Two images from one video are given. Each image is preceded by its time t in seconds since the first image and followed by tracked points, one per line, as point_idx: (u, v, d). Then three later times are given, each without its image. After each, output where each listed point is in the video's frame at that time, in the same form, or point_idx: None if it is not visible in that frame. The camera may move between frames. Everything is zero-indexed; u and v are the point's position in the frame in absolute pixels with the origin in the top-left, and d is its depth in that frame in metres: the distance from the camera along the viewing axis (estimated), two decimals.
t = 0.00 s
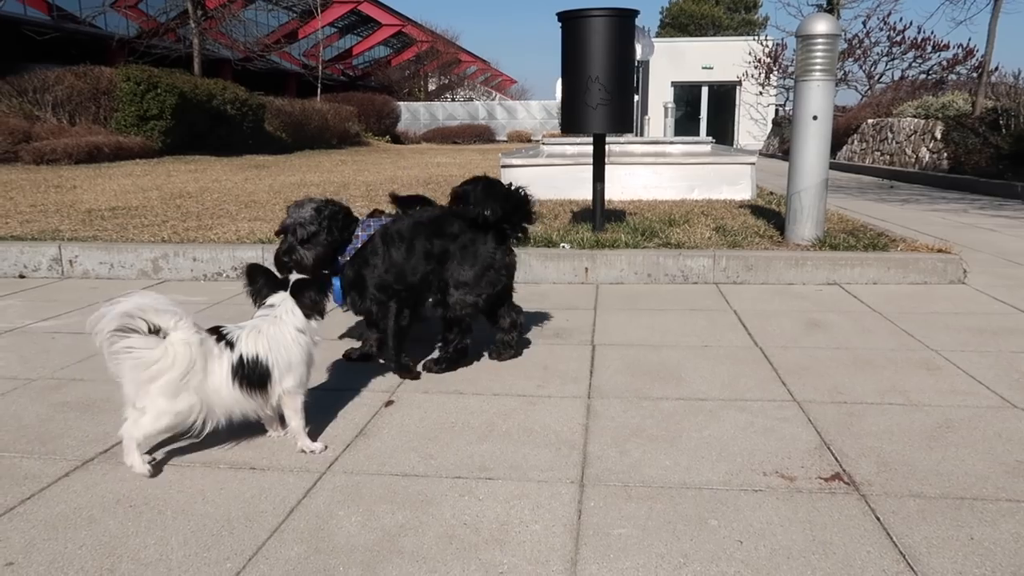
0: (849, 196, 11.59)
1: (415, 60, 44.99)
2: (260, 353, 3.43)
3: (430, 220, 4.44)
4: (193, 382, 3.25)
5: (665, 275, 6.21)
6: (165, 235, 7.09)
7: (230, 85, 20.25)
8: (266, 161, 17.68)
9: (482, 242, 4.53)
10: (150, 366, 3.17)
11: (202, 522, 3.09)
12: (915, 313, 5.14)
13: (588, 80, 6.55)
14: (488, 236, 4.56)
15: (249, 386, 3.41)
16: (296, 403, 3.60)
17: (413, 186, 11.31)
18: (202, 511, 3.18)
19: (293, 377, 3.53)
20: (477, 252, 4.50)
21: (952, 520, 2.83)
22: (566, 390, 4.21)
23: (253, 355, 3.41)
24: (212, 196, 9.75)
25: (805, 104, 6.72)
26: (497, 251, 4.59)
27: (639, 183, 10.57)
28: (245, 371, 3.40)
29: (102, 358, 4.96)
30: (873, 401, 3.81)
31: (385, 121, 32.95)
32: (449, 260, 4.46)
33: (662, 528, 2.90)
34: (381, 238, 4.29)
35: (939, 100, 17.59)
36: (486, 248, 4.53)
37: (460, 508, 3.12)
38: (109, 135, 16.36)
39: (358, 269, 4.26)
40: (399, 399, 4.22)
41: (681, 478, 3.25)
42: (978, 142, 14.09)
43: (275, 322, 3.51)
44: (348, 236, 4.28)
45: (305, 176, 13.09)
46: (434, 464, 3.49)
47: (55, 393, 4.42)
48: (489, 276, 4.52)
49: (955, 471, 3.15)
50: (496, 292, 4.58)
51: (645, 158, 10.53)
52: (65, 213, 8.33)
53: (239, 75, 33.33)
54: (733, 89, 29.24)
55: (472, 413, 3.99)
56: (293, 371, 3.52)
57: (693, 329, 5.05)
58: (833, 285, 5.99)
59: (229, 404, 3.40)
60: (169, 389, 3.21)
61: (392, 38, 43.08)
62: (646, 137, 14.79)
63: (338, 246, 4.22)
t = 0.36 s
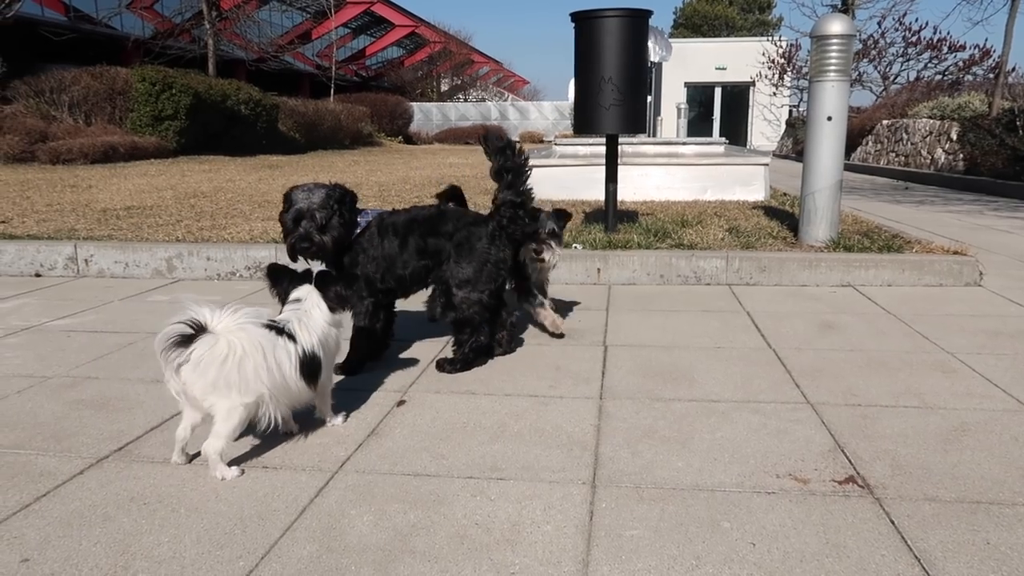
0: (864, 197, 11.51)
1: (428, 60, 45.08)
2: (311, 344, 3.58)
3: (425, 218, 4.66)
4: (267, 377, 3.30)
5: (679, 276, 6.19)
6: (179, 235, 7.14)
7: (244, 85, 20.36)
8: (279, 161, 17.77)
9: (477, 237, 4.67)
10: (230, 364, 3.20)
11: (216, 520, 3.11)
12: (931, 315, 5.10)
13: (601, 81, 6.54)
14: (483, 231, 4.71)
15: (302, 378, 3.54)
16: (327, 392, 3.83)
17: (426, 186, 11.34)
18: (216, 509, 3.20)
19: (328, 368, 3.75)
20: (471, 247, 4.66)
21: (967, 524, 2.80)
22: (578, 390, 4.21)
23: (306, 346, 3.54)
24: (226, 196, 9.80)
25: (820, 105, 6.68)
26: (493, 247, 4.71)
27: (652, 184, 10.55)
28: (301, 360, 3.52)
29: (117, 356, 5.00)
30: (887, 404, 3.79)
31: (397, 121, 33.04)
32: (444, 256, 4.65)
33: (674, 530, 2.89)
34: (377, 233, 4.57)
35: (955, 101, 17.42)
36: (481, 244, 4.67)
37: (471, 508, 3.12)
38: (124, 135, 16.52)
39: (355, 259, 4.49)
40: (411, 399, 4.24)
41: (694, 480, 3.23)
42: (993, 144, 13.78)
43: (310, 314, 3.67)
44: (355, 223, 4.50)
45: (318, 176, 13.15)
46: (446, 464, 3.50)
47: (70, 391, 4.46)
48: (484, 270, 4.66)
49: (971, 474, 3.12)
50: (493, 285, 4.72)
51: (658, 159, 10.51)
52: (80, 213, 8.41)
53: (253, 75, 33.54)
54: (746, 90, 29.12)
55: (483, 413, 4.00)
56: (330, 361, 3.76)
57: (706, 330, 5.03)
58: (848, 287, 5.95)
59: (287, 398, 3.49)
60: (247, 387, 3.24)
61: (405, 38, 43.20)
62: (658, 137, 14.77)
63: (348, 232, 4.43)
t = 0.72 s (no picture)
0: (883, 196, 11.40)
1: (444, 58, 45.11)
2: (331, 341, 3.61)
3: (431, 215, 4.73)
4: (291, 375, 3.35)
5: (695, 275, 6.17)
6: (198, 232, 7.21)
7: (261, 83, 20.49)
8: (295, 159, 17.88)
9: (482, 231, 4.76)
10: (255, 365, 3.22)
11: (235, 515, 3.15)
12: (951, 316, 5.05)
13: (618, 79, 6.53)
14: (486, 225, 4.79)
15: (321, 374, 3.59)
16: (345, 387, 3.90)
17: (441, 184, 11.37)
18: (234, 505, 3.23)
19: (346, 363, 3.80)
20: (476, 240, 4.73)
21: (987, 527, 2.78)
22: (593, 389, 4.22)
23: (326, 343, 3.57)
24: (243, 193, 9.89)
25: (837, 104, 6.63)
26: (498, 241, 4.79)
27: (667, 182, 10.52)
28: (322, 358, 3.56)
29: (137, 351, 5.07)
30: (906, 405, 3.76)
31: (413, 119, 33.11)
32: (450, 251, 4.69)
33: (689, 530, 2.89)
34: (382, 234, 4.63)
35: (976, 99, 17.20)
36: (486, 238, 4.75)
37: (486, 505, 3.14)
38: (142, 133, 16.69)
39: (359, 260, 4.56)
40: (427, 397, 4.26)
41: (709, 479, 3.23)
42: (1015, 143, 13.65)
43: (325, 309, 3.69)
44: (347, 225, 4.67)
45: (334, 174, 13.22)
46: (461, 461, 3.51)
47: (90, 386, 4.52)
48: (490, 263, 4.71)
49: (991, 477, 3.09)
50: (500, 278, 4.76)
51: (674, 157, 10.48)
52: (100, 209, 8.50)
53: (269, 73, 33.75)
54: (763, 88, 28.92)
55: (498, 411, 4.02)
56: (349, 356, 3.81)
57: (722, 329, 5.01)
58: (866, 287, 5.91)
59: (307, 393, 3.54)
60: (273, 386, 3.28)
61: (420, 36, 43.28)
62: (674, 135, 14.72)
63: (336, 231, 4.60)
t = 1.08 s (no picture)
0: (895, 189, 11.31)
1: (454, 50, 45.05)
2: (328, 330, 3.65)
3: (389, 216, 4.82)
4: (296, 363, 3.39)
5: (703, 268, 6.16)
6: (208, 223, 7.26)
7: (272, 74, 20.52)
8: (305, 150, 17.93)
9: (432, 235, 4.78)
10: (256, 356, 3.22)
11: (244, 503, 3.18)
12: (961, 309, 5.02)
13: (628, 70, 6.50)
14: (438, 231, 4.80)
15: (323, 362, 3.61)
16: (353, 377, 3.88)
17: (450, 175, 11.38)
18: (244, 492, 3.27)
19: (349, 355, 3.79)
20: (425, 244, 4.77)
21: (995, 520, 2.77)
22: (600, 381, 4.23)
23: (322, 333, 3.60)
24: (253, 184, 9.93)
25: (849, 95, 6.58)
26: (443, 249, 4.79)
27: (676, 174, 10.48)
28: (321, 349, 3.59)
29: (148, 340, 5.11)
30: (915, 398, 3.75)
31: (423, 111, 33.11)
32: (400, 253, 4.77)
33: (695, 520, 2.89)
34: (337, 229, 4.77)
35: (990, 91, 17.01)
36: (437, 244, 4.76)
37: (493, 495, 3.16)
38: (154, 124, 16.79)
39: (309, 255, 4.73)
40: (435, 387, 4.28)
41: (716, 471, 3.23)
42: None
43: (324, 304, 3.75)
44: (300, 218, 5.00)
45: (343, 166, 13.25)
46: (468, 451, 3.53)
47: (102, 374, 4.57)
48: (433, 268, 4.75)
49: (1001, 471, 3.08)
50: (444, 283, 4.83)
51: (684, 149, 10.44)
52: (112, 200, 8.56)
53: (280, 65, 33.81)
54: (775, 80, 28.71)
55: (506, 402, 4.03)
56: (355, 347, 3.81)
57: (730, 322, 5.00)
58: (876, 280, 5.88)
59: (309, 381, 3.57)
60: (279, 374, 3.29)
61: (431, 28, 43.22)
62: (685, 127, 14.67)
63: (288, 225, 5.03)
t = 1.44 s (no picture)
0: (901, 192, 11.30)
1: (459, 49, 45.04)
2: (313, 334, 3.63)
3: (316, 210, 5.19)
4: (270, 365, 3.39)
5: (709, 270, 6.16)
6: (215, 223, 7.29)
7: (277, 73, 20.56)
8: (310, 150, 17.96)
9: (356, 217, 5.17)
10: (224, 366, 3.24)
11: (250, 503, 3.19)
12: (967, 313, 5.02)
13: (633, 72, 6.51)
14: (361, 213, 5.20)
15: (308, 366, 3.58)
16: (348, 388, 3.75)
17: (455, 176, 11.41)
18: (251, 492, 3.28)
19: (339, 364, 3.67)
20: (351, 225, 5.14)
21: (999, 524, 2.78)
22: (606, 383, 4.24)
23: (307, 335, 3.61)
24: (259, 184, 9.96)
25: (856, 97, 6.57)
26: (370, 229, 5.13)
27: (682, 175, 10.48)
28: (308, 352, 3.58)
29: (154, 340, 5.14)
30: (920, 402, 3.75)
31: (428, 110, 33.14)
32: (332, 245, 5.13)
33: (701, 523, 2.90)
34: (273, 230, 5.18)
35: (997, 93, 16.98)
36: (365, 233, 5.11)
37: (499, 497, 3.17)
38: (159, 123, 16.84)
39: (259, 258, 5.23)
40: (441, 388, 4.29)
41: (721, 474, 3.24)
42: None
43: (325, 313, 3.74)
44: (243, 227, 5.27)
45: (349, 166, 13.28)
46: (474, 453, 3.54)
47: (109, 374, 4.59)
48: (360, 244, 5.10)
49: (1006, 475, 3.08)
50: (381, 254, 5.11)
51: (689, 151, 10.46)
52: (118, 199, 8.59)
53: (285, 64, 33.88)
54: (780, 81, 28.69)
55: (512, 404, 4.05)
56: (351, 356, 3.67)
57: (736, 324, 5.01)
58: (882, 283, 5.88)
59: (295, 383, 3.56)
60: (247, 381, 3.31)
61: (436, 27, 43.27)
62: (690, 128, 14.68)
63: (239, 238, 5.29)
